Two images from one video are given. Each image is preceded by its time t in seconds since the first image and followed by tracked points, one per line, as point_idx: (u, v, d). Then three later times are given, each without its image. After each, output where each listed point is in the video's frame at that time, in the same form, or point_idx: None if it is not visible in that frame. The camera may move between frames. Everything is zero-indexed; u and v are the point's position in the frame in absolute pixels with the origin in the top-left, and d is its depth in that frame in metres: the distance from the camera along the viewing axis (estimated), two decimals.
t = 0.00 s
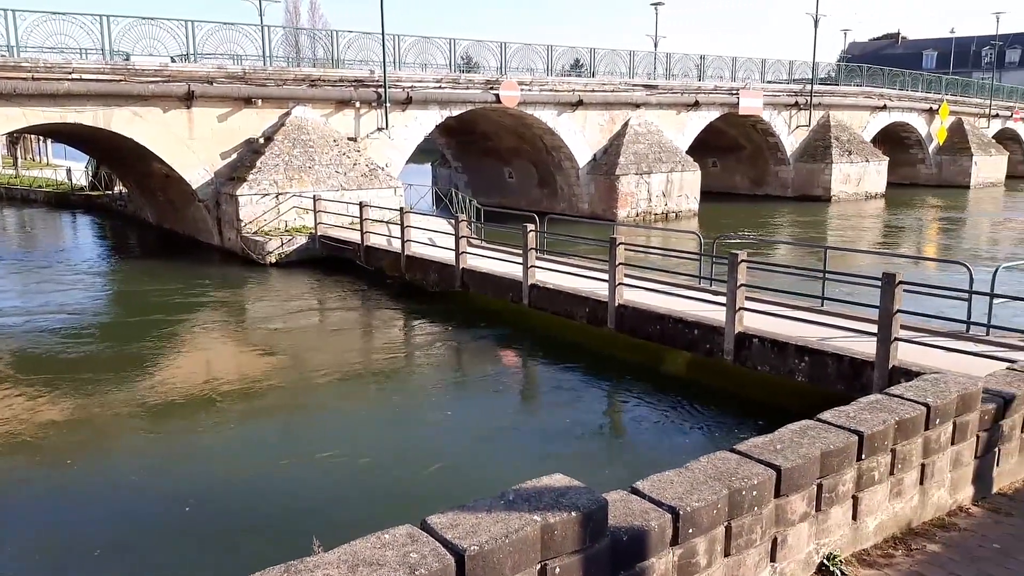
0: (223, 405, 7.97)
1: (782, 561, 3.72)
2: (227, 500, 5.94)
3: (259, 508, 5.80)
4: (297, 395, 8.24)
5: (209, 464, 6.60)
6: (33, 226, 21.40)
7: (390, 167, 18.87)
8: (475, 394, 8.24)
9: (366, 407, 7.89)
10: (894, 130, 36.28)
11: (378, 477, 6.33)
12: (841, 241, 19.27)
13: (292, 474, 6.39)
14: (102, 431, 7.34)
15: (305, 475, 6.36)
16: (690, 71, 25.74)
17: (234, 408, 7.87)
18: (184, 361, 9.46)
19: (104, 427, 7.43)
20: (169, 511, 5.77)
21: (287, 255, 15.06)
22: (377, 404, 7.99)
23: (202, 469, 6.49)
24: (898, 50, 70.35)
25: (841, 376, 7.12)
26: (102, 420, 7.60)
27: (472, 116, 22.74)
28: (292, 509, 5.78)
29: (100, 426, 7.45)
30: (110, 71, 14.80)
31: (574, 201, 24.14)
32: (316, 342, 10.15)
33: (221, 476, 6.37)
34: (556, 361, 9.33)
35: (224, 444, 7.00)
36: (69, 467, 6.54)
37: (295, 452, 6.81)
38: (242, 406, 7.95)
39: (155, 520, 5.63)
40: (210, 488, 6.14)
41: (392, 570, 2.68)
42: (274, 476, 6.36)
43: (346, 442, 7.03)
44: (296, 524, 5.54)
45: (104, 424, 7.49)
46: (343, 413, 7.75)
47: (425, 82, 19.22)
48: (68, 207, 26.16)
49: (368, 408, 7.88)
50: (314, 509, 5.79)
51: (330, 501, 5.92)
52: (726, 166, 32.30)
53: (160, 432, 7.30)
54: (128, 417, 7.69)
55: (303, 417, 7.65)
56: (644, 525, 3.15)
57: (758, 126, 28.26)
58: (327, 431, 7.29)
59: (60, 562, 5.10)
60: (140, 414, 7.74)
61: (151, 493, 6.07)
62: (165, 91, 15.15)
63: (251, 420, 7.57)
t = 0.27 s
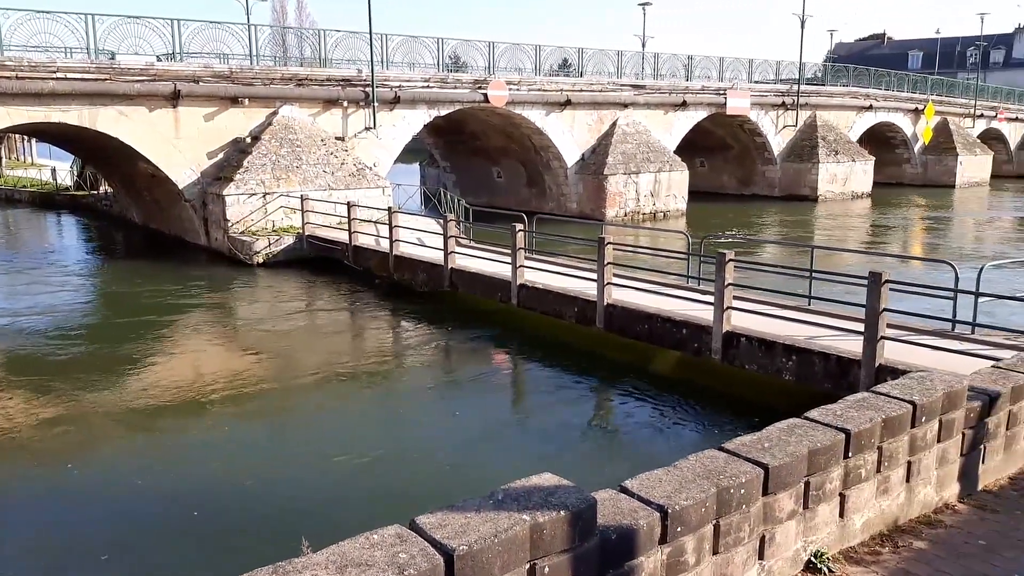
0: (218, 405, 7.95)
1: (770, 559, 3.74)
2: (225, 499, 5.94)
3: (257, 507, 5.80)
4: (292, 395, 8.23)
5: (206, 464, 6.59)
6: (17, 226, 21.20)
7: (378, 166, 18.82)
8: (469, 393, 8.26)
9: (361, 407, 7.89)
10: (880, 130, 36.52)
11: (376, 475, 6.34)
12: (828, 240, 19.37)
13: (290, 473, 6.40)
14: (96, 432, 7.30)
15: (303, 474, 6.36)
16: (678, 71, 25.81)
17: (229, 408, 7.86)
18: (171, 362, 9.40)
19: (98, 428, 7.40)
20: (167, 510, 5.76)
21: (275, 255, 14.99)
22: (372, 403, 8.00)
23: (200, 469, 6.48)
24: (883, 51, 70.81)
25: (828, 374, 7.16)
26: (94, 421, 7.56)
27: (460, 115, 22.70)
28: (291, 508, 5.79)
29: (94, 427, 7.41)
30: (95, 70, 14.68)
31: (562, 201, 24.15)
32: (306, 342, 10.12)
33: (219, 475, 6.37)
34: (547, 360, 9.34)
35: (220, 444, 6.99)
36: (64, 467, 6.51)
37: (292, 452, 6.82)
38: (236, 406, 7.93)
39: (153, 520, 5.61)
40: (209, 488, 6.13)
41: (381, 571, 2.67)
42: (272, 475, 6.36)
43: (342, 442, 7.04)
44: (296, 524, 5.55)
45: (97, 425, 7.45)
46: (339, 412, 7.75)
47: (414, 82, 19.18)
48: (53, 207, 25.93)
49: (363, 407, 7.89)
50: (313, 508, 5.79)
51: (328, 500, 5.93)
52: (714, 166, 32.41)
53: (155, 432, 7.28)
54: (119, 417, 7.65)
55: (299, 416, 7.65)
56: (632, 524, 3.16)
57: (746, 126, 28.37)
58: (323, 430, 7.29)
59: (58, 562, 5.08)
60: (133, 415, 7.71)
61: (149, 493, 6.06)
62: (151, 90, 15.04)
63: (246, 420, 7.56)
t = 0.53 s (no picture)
0: (213, 406, 7.94)
1: (759, 558, 3.75)
2: (225, 499, 5.94)
3: (257, 507, 5.81)
4: (289, 395, 8.23)
5: (205, 464, 6.59)
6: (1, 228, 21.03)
7: (367, 167, 18.77)
8: (464, 392, 8.27)
9: (359, 406, 7.91)
10: (866, 130, 36.77)
11: (375, 474, 6.37)
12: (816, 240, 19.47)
13: (289, 473, 6.41)
14: (91, 433, 7.28)
15: (302, 474, 6.37)
16: (666, 71, 25.88)
17: (225, 409, 7.85)
18: (159, 364, 9.34)
19: (93, 429, 7.38)
20: (167, 510, 5.77)
21: (263, 256, 14.93)
22: (369, 403, 8.01)
23: (199, 470, 6.48)
24: (869, 52, 71.36)
25: (816, 373, 7.20)
26: (86, 423, 7.52)
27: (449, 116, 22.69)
28: (290, 508, 5.80)
29: (88, 429, 7.38)
30: (81, 70, 14.57)
31: (551, 202, 24.18)
32: (296, 343, 10.09)
33: (218, 475, 6.37)
34: (538, 361, 9.35)
35: (218, 444, 7.00)
36: (62, 469, 6.50)
37: (290, 452, 6.82)
38: (231, 407, 7.92)
39: (154, 520, 5.62)
40: (208, 488, 6.13)
41: (370, 573, 2.66)
42: (271, 475, 6.37)
43: (340, 441, 7.05)
44: (297, 524, 5.56)
45: (90, 427, 7.42)
46: (335, 412, 7.75)
47: (402, 82, 19.14)
48: (38, 208, 25.73)
49: (360, 407, 7.90)
50: (312, 508, 5.80)
51: (327, 499, 5.94)
52: (702, 167, 32.53)
53: (151, 433, 7.27)
54: (111, 420, 7.61)
55: (296, 416, 7.65)
56: (622, 524, 3.16)
57: (733, 126, 28.49)
58: (320, 431, 7.30)
59: (59, 561, 5.08)
60: (127, 417, 7.68)
61: (148, 493, 6.06)
62: (137, 90, 14.94)
63: (243, 421, 7.55)
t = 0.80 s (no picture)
0: (207, 407, 7.93)
1: (748, 556, 3.76)
2: (224, 498, 5.95)
3: (257, 506, 5.83)
4: (283, 395, 8.24)
5: (202, 463, 6.60)
6: None
7: (355, 167, 18.73)
8: (458, 391, 8.30)
9: (353, 406, 7.93)
10: (852, 130, 37.01)
11: (373, 472, 6.40)
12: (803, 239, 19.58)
13: (287, 472, 6.43)
14: (84, 434, 7.26)
15: (300, 474, 6.38)
16: (654, 71, 25.95)
17: (219, 410, 7.85)
18: (147, 365, 9.29)
19: (86, 429, 7.35)
20: (167, 509, 5.78)
21: (250, 256, 14.85)
22: (364, 402, 8.03)
23: (196, 469, 6.49)
24: (855, 53, 71.84)
25: (804, 372, 7.23)
26: (77, 425, 7.48)
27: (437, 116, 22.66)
28: (290, 506, 5.83)
29: (83, 429, 7.36)
30: (66, 70, 14.46)
31: (539, 202, 24.20)
32: (285, 344, 10.05)
33: (215, 475, 6.38)
34: (528, 360, 9.35)
35: (215, 443, 7.01)
36: (58, 469, 6.49)
37: (287, 451, 6.85)
38: (225, 408, 7.92)
39: (154, 519, 5.63)
40: (207, 487, 6.15)
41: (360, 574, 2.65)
42: (269, 474, 6.39)
43: (337, 440, 7.08)
44: (297, 522, 5.59)
45: (83, 428, 7.40)
46: (330, 412, 7.77)
47: (390, 82, 19.11)
48: (23, 208, 25.52)
49: (355, 406, 7.92)
50: (312, 507, 5.83)
51: (326, 497, 5.97)
52: (690, 166, 32.64)
53: (146, 432, 7.26)
54: (102, 421, 7.58)
55: (291, 416, 7.67)
56: (612, 523, 3.16)
57: (721, 126, 28.61)
58: (316, 430, 7.32)
59: (60, 560, 5.09)
60: (120, 417, 7.66)
61: (147, 492, 6.06)
62: (123, 90, 14.84)
63: (238, 420, 7.56)
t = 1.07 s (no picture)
0: (202, 407, 7.92)
1: (736, 553, 3.78)
2: (224, 498, 5.96)
3: (257, 505, 5.85)
4: (278, 395, 8.24)
5: (200, 463, 6.60)
6: None
7: (342, 167, 18.67)
8: (451, 391, 8.32)
9: (349, 405, 7.94)
10: (838, 130, 37.23)
11: (372, 471, 6.44)
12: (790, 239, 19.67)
13: (286, 471, 6.45)
14: (78, 434, 7.23)
15: (298, 474, 6.39)
16: (642, 71, 26.01)
17: (215, 410, 7.84)
18: (134, 367, 9.23)
19: (81, 430, 7.32)
20: (168, 509, 5.78)
21: (237, 256, 14.78)
22: (359, 401, 8.05)
23: (195, 469, 6.49)
24: (842, 53, 72.28)
25: (792, 371, 7.26)
26: (69, 426, 7.44)
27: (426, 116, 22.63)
28: (292, 505, 5.85)
29: (79, 430, 7.34)
30: (50, 69, 14.34)
31: (528, 202, 24.21)
32: (275, 345, 10.02)
33: (214, 474, 6.39)
34: (518, 360, 9.34)
35: (213, 443, 7.01)
36: (54, 470, 6.46)
37: (285, 450, 6.86)
38: (219, 408, 7.90)
39: (155, 518, 5.63)
40: (206, 487, 6.15)
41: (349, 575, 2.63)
42: (268, 473, 6.40)
43: (334, 439, 7.10)
44: (299, 520, 5.61)
45: (76, 429, 7.36)
46: (326, 411, 7.78)
47: (378, 81, 19.06)
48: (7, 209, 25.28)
49: (350, 406, 7.94)
50: (314, 506, 5.86)
51: (328, 496, 6.00)
52: (678, 166, 32.75)
53: (142, 433, 7.24)
54: (94, 422, 7.54)
55: (287, 415, 7.68)
56: (602, 523, 3.16)
57: (708, 126, 28.71)
58: (313, 429, 7.34)
59: (62, 560, 5.07)
60: (114, 417, 7.63)
61: (146, 492, 6.06)
62: (108, 90, 14.72)
63: (233, 420, 7.56)
